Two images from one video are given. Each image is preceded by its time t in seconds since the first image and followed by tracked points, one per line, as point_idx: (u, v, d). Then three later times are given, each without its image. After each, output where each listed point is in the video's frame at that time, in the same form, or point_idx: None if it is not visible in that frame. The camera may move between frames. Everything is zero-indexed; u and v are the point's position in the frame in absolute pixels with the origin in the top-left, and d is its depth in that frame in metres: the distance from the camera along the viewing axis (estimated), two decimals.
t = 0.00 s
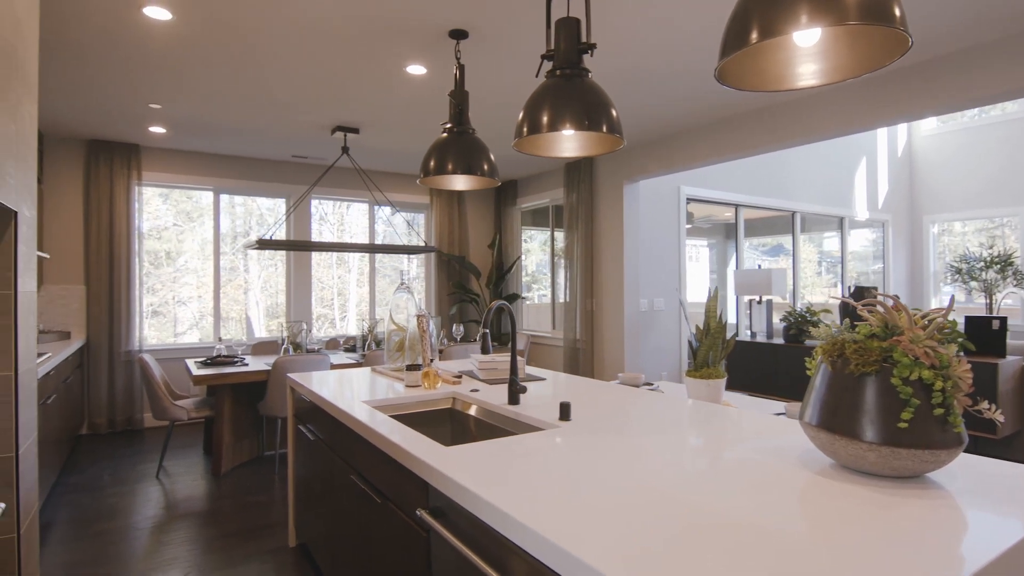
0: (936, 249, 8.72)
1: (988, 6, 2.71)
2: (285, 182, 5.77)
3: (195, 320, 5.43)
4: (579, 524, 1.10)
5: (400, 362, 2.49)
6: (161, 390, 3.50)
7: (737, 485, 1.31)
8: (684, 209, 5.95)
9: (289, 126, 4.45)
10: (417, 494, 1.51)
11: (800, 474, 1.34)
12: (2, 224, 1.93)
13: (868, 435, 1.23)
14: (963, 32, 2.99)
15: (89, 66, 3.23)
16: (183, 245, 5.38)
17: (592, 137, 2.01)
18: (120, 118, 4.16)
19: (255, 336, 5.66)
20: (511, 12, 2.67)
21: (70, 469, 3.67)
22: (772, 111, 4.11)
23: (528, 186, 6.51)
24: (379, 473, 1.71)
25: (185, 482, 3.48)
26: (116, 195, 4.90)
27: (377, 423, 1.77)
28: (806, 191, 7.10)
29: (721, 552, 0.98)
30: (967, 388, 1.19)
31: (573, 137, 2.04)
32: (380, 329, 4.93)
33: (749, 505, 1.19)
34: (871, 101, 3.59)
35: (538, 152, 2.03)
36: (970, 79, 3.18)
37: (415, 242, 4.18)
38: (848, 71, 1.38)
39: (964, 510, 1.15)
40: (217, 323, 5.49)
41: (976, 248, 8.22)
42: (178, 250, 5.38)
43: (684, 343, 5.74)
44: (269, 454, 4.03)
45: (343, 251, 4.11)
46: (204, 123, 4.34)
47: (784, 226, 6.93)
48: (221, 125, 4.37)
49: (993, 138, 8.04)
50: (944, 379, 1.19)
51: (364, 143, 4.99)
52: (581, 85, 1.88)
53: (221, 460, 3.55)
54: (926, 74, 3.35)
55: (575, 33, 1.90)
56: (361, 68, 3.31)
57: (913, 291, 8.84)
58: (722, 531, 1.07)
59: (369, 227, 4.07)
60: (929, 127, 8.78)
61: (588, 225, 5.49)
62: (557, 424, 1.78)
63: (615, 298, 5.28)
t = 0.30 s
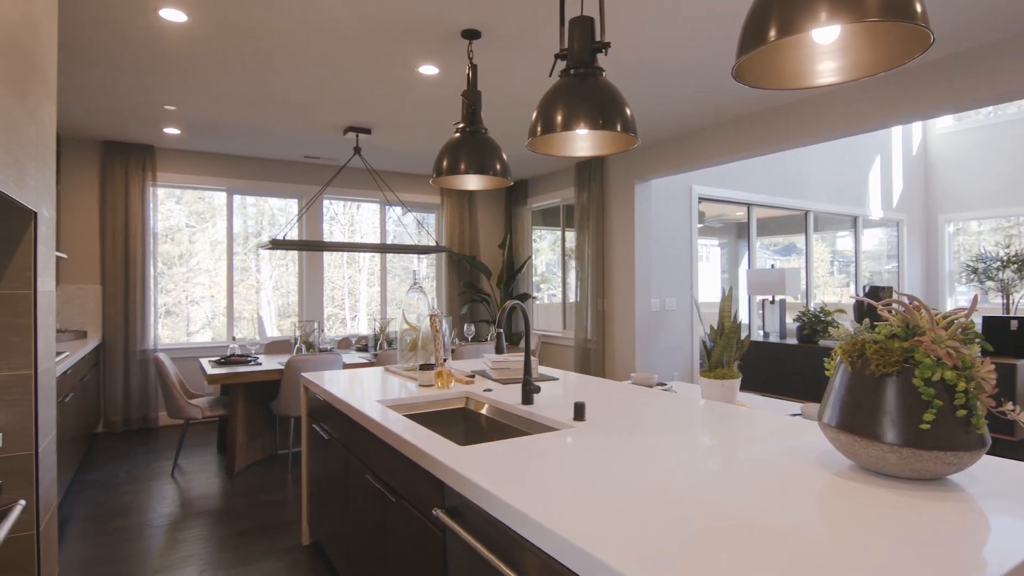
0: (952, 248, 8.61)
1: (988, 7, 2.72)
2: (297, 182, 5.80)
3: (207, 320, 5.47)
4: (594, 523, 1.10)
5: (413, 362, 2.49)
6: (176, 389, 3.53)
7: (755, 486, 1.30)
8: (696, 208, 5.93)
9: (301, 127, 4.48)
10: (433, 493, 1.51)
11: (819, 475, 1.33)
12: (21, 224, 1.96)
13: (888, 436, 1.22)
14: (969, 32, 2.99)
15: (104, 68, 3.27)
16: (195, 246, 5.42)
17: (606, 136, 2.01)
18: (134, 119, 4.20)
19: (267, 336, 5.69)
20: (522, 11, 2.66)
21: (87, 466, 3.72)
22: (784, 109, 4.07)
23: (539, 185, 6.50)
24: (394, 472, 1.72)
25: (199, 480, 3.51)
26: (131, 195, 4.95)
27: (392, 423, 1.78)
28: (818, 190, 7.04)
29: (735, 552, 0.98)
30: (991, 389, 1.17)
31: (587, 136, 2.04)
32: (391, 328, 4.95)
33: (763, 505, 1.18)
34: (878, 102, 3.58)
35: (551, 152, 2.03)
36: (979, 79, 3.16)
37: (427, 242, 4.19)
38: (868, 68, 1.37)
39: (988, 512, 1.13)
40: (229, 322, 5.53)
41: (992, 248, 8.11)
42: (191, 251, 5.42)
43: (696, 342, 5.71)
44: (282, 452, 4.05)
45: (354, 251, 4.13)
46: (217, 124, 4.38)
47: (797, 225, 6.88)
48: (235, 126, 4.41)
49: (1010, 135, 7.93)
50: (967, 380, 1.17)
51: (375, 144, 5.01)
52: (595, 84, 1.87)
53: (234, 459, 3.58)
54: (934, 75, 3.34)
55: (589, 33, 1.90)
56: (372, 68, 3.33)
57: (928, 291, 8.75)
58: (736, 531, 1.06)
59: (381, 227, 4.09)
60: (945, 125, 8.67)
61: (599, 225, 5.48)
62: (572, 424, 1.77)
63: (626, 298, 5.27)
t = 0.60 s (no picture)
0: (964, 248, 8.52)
1: (993, 8, 2.71)
2: (307, 182, 5.82)
3: (217, 319, 5.50)
4: (606, 523, 1.10)
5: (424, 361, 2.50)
6: (188, 388, 3.55)
7: (770, 486, 1.29)
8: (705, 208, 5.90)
9: (310, 128, 4.49)
10: (446, 493, 1.51)
11: (835, 477, 1.32)
12: (38, 225, 1.98)
13: (907, 437, 1.20)
14: (980, 31, 2.97)
15: (116, 69, 3.29)
16: (204, 246, 5.45)
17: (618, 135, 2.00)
18: (147, 120, 4.23)
19: (276, 335, 5.72)
20: (531, 11, 2.66)
21: (100, 464, 3.75)
22: (794, 108, 4.05)
23: (547, 185, 6.50)
24: (407, 471, 1.72)
25: (210, 479, 3.53)
26: (143, 195, 4.98)
27: (404, 422, 1.78)
28: (829, 189, 6.99)
29: (745, 552, 0.97)
30: (1012, 390, 1.15)
31: (599, 136, 2.03)
32: (400, 328, 4.97)
33: (773, 506, 1.18)
34: (888, 101, 3.56)
35: (563, 151, 2.03)
36: (986, 79, 3.15)
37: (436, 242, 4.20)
38: (885, 65, 1.36)
39: (1009, 515, 1.11)
40: (239, 322, 5.56)
41: (1005, 247, 8.03)
42: (201, 251, 5.45)
43: (706, 342, 5.69)
44: (292, 452, 4.07)
45: (364, 250, 4.14)
46: (228, 125, 4.41)
47: (807, 224, 6.84)
48: (245, 126, 4.43)
49: None
50: (988, 380, 1.15)
51: (384, 144, 5.02)
52: (607, 83, 1.86)
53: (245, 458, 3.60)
54: (939, 75, 3.34)
55: (601, 32, 1.89)
56: (380, 69, 3.34)
57: (940, 291, 8.67)
58: (746, 531, 1.06)
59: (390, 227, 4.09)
60: (957, 123, 8.59)
61: (608, 224, 5.47)
62: (584, 425, 1.77)
63: (635, 298, 5.26)
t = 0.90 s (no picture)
0: (981, 247, 8.40)
1: (996, 7, 2.70)
2: (319, 183, 5.86)
3: (229, 319, 5.53)
4: (622, 523, 1.09)
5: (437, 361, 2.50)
6: (202, 387, 3.58)
7: (788, 487, 1.28)
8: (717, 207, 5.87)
9: (322, 128, 4.51)
10: (462, 493, 1.51)
11: (854, 479, 1.31)
12: (58, 225, 2.00)
13: (929, 438, 1.19)
14: (996, 28, 2.93)
15: (130, 71, 3.32)
16: (216, 246, 5.48)
17: (632, 134, 1.99)
18: (161, 121, 4.27)
19: (287, 334, 5.75)
20: (542, 10, 2.65)
21: (115, 462, 3.79)
22: (807, 107, 4.02)
23: (558, 185, 6.50)
24: (422, 470, 1.72)
25: (224, 477, 3.55)
26: (158, 196, 5.03)
27: (418, 421, 1.78)
28: (842, 188, 6.93)
29: (759, 552, 0.97)
30: None
31: (613, 135, 2.02)
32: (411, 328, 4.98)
33: (786, 506, 1.17)
34: (902, 99, 3.52)
35: (576, 151, 2.02)
36: (999, 77, 3.12)
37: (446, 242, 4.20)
38: (905, 62, 1.34)
39: None
40: (251, 321, 5.60)
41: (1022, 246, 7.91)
42: (213, 250, 5.48)
43: (718, 342, 5.65)
44: (304, 451, 4.09)
45: (375, 250, 4.15)
46: (240, 126, 4.44)
47: (820, 223, 6.79)
48: (258, 127, 4.46)
49: None
50: (1013, 381, 1.13)
51: (395, 144, 5.04)
52: (620, 82, 1.86)
53: (259, 456, 3.62)
54: (944, 75, 3.33)
55: (614, 30, 1.88)
56: (391, 69, 3.35)
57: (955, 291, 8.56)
58: (761, 531, 1.05)
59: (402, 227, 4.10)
60: (974, 121, 8.47)
61: (619, 223, 5.45)
62: (599, 425, 1.76)
63: (647, 297, 5.25)
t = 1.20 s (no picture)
0: (998, 246, 8.28)
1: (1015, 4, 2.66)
2: (331, 183, 5.89)
3: (242, 318, 5.58)
4: (639, 523, 1.09)
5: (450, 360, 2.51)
6: (217, 386, 3.62)
7: (808, 488, 1.27)
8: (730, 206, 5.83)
9: (335, 129, 4.54)
10: (479, 492, 1.52)
11: (875, 480, 1.30)
12: (77, 226, 2.03)
13: (951, 440, 1.17)
14: (1016, 24, 2.88)
15: (146, 73, 3.36)
16: (230, 247, 5.53)
17: (647, 133, 1.98)
18: (177, 123, 4.32)
19: (299, 334, 5.79)
20: (554, 10, 2.65)
21: (132, 460, 3.84)
22: (822, 105, 3.98)
23: (569, 184, 6.49)
24: (438, 469, 1.73)
25: (238, 475, 3.58)
26: (172, 197, 5.08)
27: (433, 421, 1.79)
28: (856, 186, 6.86)
29: (771, 553, 0.96)
30: None
31: (627, 134, 2.01)
32: (423, 328, 5.00)
33: (799, 507, 1.16)
34: (918, 97, 3.48)
35: (591, 151, 2.02)
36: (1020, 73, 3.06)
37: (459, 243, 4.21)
38: (928, 59, 1.32)
39: None
40: (264, 321, 5.64)
41: None
42: (226, 251, 5.53)
43: (731, 342, 5.61)
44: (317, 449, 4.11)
45: (388, 250, 4.17)
46: (254, 127, 4.48)
47: (833, 222, 6.73)
48: (271, 128, 4.49)
49: None
50: None
51: (407, 144, 5.05)
52: (635, 80, 1.85)
53: (273, 455, 3.65)
54: (963, 72, 3.28)
55: (629, 29, 1.87)
56: (403, 70, 3.35)
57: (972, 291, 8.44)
58: (775, 531, 1.05)
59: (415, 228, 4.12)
60: (992, 118, 8.34)
61: (631, 223, 5.44)
62: (614, 425, 1.76)
63: (659, 297, 5.23)
